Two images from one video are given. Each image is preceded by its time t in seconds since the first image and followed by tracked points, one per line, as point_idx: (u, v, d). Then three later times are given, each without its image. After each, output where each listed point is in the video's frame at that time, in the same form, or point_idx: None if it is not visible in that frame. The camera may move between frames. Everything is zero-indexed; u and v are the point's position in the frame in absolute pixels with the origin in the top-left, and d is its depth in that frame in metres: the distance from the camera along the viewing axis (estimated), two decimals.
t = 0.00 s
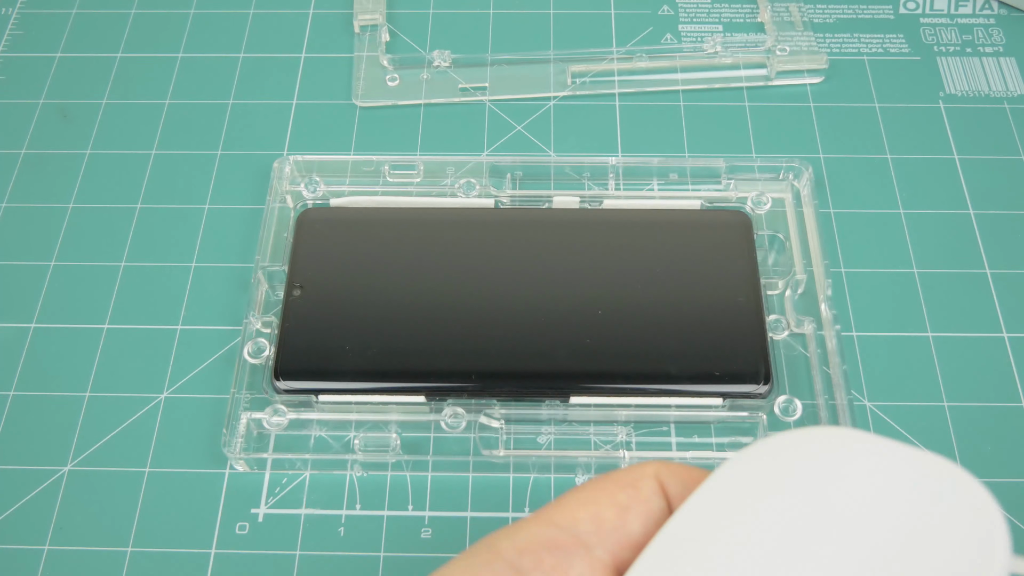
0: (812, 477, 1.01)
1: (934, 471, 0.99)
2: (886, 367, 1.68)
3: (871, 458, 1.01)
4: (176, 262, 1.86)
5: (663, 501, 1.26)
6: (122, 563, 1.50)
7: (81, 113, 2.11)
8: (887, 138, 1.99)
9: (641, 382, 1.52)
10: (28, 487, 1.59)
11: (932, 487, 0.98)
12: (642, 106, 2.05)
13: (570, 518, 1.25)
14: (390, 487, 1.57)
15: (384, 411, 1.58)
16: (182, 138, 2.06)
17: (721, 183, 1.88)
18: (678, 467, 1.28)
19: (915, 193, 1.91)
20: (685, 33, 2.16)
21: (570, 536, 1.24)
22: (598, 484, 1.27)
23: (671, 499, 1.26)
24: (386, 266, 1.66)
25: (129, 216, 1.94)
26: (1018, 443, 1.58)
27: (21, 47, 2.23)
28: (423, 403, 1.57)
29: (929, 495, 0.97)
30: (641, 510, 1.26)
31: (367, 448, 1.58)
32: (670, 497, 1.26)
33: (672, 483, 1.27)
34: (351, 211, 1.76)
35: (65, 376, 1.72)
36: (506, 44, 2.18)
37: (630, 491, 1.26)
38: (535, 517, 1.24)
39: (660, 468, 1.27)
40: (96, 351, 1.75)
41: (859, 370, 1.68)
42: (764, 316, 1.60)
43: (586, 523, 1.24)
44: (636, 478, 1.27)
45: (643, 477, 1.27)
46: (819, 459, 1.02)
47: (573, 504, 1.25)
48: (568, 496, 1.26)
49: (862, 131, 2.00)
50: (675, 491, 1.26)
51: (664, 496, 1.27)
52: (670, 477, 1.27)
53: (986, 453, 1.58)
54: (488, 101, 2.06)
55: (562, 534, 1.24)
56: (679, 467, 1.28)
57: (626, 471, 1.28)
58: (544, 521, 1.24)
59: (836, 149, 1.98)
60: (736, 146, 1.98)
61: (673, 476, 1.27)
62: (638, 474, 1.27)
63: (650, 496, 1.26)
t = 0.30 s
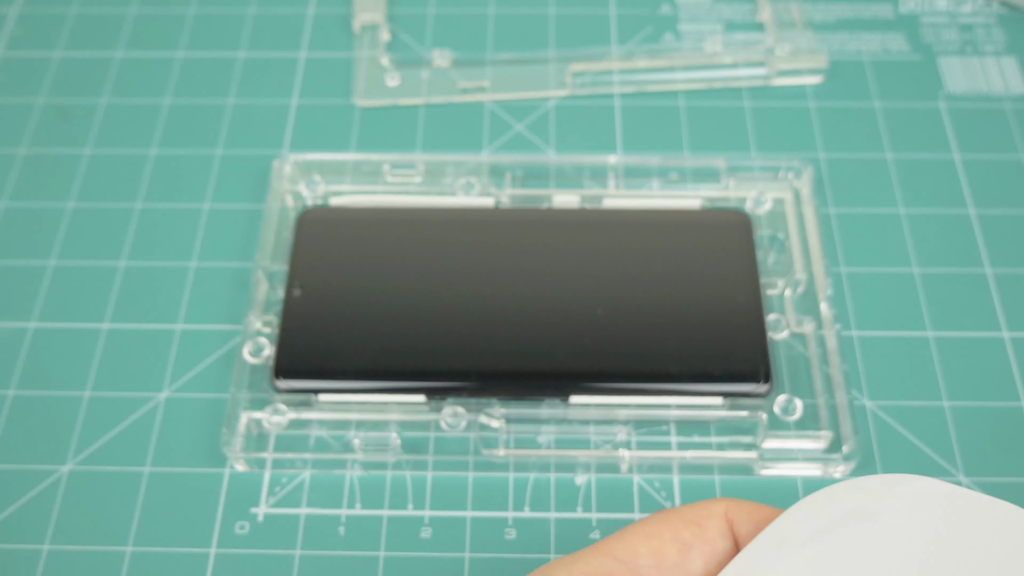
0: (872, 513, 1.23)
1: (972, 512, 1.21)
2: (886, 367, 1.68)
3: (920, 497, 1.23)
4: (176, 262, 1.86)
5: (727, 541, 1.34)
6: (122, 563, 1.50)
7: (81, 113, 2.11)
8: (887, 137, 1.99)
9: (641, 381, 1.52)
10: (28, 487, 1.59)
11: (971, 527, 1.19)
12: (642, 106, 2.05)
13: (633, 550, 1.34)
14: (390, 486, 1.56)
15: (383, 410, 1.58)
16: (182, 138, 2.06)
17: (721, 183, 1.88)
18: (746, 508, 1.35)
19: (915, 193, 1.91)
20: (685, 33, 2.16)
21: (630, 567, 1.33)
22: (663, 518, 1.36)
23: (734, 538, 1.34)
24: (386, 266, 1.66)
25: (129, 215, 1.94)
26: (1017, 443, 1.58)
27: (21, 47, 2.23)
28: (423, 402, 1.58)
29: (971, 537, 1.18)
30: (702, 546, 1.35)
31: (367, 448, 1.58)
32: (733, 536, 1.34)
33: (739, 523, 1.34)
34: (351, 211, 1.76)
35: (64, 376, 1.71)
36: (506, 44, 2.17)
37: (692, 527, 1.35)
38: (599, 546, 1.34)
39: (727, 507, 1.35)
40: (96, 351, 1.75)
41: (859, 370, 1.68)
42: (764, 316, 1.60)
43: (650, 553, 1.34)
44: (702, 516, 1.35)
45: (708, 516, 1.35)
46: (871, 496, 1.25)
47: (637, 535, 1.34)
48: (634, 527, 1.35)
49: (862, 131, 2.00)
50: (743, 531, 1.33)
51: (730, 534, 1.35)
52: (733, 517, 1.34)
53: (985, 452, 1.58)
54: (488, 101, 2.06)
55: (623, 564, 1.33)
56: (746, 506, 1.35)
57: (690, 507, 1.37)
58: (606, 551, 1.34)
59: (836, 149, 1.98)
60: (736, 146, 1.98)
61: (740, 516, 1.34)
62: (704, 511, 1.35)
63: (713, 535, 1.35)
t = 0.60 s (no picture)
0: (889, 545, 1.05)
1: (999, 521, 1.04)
2: (886, 367, 1.68)
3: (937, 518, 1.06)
4: (176, 262, 1.86)
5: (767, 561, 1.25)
6: (122, 563, 1.51)
7: (81, 113, 2.11)
8: (886, 137, 2.00)
9: (641, 381, 1.53)
10: (29, 486, 1.59)
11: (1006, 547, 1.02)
12: (643, 106, 2.05)
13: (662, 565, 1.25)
14: (390, 486, 1.57)
15: (383, 411, 1.59)
16: (183, 138, 2.06)
17: (721, 183, 1.88)
18: (788, 527, 1.26)
19: (915, 193, 1.91)
20: (685, 33, 2.16)
21: None
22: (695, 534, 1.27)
23: (777, 558, 1.25)
24: (386, 266, 1.66)
25: (129, 215, 1.94)
26: (1017, 443, 1.58)
27: (22, 47, 2.23)
28: (423, 403, 1.58)
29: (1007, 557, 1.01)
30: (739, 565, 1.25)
31: (367, 448, 1.58)
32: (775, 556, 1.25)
33: (782, 541, 1.25)
34: (351, 211, 1.76)
35: (65, 376, 1.72)
36: (506, 44, 2.18)
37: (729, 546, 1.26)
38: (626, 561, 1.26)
39: (767, 525, 1.26)
40: (96, 351, 1.75)
41: (859, 370, 1.68)
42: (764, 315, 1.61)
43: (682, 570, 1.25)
44: (740, 533, 1.26)
45: (746, 534, 1.26)
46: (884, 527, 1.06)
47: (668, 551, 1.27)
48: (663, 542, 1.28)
49: (861, 131, 2.00)
50: (787, 550, 1.24)
51: (772, 553, 1.25)
52: (775, 535, 1.25)
53: (985, 452, 1.58)
54: (488, 101, 2.07)
55: None
56: (788, 525, 1.26)
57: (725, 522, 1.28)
58: (635, 567, 1.25)
59: (836, 149, 1.98)
60: (736, 146, 1.98)
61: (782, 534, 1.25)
62: (742, 526, 1.27)
63: (753, 554, 1.25)
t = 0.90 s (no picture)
0: (887, 540, 1.04)
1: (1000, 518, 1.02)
2: (886, 368, 1.68)
3: (934, 512, 1.04)
4: (176, 262, 1.86)
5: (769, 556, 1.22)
6: (121, 563, 1.50)
7: (81, 113, 2.11)
8: (886, 137, 1.99)
9: (641, 382, 1.52)
10: (28, 487, 1.59)
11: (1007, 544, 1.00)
12: (643, 106, 2.05)
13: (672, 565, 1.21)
14: (390, 486, 1.57)
15: (383, 411, 1.58)
16: (183, 138, 2.06)
17: (721, 183, 1.88)
18: (789, 521, 1.23)
19: (915, 193, 1.91)
20: (685, 34, 2.17)
21: None
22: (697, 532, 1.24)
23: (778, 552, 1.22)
24: (386, 267, 1.66)
25: (129, 215, 1.94)
26: (1018, 443, 1.58)
27: (21, 47, 2.23)
28: (423, 403, 1.57)
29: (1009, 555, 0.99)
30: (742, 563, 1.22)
31: (367, 448, 1.58)
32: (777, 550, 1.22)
33: (783, 537, 1.22)
34: (351, 211, 1.76)
35: (65, 376, 1.71)
36: (506, 44, 2.18)
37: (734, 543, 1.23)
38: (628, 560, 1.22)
39: (769, 520, 1.24)
40: (96, 351, 1.75)
41: (859, 370, 1.68)
42: (764, 316, 1.60)
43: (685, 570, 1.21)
44: (741, 532, 1.23)
45: (750, 530, 1.23)
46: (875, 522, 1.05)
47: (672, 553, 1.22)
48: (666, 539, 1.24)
49: (862, 131, 2.00)
50: (787, 546, 1.22)
51: (772, 550, 1.23)
52: (777, 529, 1.23)
53: (985, 452, 1.58)
54: (488, 101, 2.06)
55: None
56: (789, 518, 1.24)
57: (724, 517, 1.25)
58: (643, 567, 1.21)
59: (836, 149, 1.98)
60: (736, 146, 1.98)
61: (783, 529, 1.22)
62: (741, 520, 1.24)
63: (755, 550, 1.23)
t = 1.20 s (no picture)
0: (871, 495, 0.93)
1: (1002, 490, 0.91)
2: (886, 368, 1.68)
3: (930, 473, 0.94)
4: (176, 262, 1.86)
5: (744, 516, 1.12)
6: (121, 563, 1.50)
7: (81, 113, 2.11)
8: (886, 137, 1.99)
9: (641, 382, 1.52)
10: (29, 487, 1.59)
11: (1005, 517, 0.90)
12: (642, 106, 2.05)
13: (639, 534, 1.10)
14: (390, 487, 1.57)
15: (383, 411, 1.58)
16: (182, 138, 2.06)
17: (721, 183, 1.88)
18: (756, 474, 1.15)
19: (915, 193, 1.91)
20: (685, 34, 2.17)
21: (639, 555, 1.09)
22: (660, 493, 1.14)
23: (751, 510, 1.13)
24: (386, 267, 1.66)
25: (129, 215, 1.94)
26: (1018, 443, 1.58)
27: (21, 47, 2.23)
28: (423, 403, 1.57)
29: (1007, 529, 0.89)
30: (715, 527, 1.11)
31: (367, 448, 1.58)
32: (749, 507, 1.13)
33: (754, 492, 1.13)
34: (351, 211, 1.76)
35: (65, 376, 1.71)
36: (506, 45, 2.18)
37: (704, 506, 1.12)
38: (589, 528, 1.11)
39: (737, 477, 1.14)
40: (96, 351, 1.75)
41: (859, 370, 1.68)
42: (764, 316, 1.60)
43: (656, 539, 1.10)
44: (711, 491, 1.13)
45: (719, 490, 1.13)
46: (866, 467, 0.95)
47: (637, 517, 1.11)
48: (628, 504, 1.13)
49: (862, 131, 2.00)
50: (759, 501, 1.13)
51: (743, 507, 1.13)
52: (746, 484, 1.14)
53: (986, 452, 1.58)
54: (488, 101, 2.06)
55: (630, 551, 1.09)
56: (758, 472, 1.14)
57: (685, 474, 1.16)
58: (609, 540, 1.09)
59: (836, 149, 1.98)
60: (736, 146, 1.98)
61: (753, 484, 1.14)
62: (705, 476, 1.15)
63: (728, 511, 1.12)
